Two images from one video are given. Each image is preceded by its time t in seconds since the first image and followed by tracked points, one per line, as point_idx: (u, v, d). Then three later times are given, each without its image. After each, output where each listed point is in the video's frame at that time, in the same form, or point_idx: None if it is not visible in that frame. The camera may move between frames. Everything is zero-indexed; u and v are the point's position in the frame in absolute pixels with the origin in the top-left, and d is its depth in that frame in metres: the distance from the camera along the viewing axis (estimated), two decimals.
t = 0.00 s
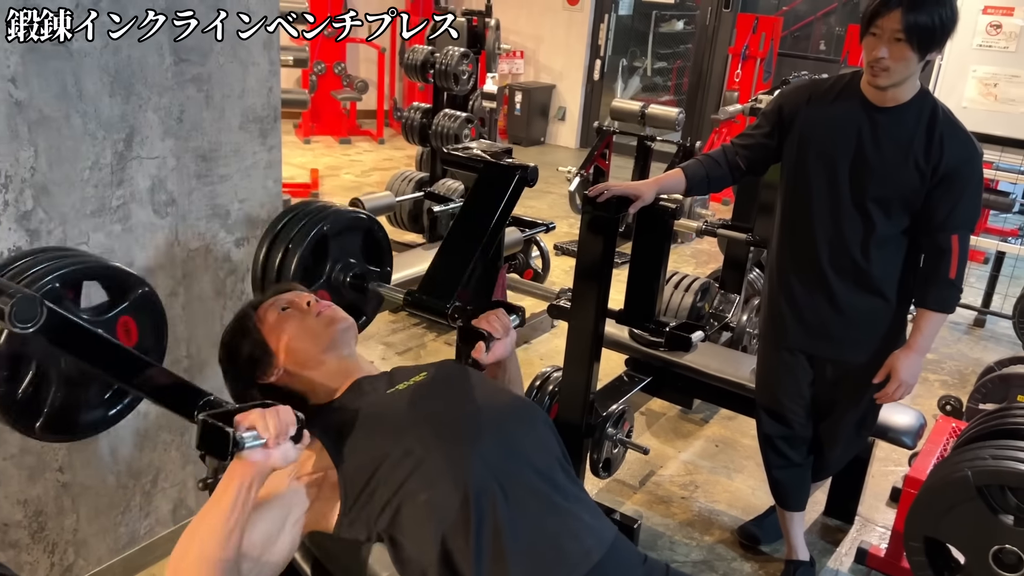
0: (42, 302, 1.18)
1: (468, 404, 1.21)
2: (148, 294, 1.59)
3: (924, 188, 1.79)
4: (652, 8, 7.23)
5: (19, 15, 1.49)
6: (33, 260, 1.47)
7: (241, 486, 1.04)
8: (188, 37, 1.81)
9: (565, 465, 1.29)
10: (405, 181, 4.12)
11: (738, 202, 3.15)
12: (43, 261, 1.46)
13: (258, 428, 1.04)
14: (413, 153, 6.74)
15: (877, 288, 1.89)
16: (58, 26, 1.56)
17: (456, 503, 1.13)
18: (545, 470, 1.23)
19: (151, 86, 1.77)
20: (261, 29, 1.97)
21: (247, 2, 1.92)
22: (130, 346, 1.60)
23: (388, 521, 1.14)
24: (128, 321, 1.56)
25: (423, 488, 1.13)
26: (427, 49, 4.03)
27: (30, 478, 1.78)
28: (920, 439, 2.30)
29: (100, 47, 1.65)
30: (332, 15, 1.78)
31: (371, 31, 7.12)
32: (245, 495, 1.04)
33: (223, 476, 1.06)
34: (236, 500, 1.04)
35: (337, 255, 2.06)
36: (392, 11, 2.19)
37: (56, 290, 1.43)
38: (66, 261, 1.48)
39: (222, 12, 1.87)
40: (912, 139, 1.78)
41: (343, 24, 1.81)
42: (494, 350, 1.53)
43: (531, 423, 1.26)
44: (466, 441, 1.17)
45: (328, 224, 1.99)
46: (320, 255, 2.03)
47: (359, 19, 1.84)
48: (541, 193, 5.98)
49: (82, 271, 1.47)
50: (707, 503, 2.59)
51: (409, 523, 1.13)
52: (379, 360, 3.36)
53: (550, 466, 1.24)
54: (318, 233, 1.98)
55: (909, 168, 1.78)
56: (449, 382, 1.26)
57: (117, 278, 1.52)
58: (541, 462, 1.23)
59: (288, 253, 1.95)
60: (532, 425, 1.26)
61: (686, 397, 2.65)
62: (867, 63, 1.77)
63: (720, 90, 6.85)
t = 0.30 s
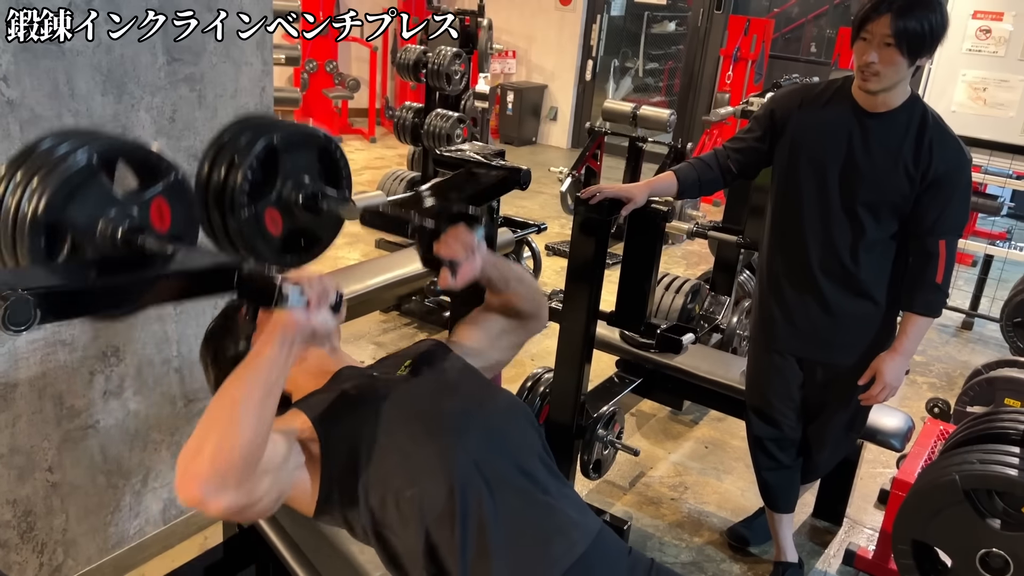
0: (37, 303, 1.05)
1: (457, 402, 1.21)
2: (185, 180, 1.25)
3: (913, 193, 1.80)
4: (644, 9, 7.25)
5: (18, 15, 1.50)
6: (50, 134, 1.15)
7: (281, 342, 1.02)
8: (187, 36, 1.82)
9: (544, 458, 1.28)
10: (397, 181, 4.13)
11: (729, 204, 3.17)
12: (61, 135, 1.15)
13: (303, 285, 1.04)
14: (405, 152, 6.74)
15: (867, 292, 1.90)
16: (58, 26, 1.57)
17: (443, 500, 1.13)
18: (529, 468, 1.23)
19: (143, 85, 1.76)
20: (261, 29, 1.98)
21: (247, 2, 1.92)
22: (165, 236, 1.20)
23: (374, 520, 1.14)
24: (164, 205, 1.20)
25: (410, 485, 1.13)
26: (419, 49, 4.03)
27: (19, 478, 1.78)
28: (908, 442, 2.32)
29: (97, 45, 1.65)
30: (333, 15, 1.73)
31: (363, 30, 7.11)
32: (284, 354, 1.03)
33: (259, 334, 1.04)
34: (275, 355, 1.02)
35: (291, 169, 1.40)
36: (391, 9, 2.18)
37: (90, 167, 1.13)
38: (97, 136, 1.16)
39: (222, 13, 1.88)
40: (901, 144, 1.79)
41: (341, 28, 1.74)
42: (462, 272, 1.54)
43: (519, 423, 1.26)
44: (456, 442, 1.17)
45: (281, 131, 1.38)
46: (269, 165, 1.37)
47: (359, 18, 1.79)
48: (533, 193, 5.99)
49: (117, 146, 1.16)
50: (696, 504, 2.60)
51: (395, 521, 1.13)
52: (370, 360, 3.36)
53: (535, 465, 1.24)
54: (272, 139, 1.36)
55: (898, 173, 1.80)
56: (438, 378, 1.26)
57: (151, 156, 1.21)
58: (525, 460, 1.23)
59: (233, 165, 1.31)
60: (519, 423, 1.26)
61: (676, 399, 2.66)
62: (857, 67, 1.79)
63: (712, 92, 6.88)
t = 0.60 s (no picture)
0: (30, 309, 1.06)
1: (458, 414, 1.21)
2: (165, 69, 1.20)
3: (910, 206, 1.82)
4: (642, 18, 7.27)
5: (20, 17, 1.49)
6: None
7: (276, 232, 0.96)
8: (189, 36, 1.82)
9: (550, 478, 1.29)
10: (395, 187, 4.14)
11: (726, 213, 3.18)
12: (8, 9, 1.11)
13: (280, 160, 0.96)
14: (402, 158, 6.75)
15: (863, 304, 1.91)
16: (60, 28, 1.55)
17: (447, 517, 1.13)
18: (531, 485, 1.24)
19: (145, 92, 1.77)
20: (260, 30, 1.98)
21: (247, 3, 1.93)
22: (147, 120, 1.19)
23: (376, 531, 1.14)
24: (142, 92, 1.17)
25: (413, 498, 1.13)
26: (418, 56, 4.04)
27: (15, 485, 1.77)
28: (902, 453, 2.32)
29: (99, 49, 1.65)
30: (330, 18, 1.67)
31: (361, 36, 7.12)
32: (284, 248, 0.97)
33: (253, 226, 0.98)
34: (275, 248, 0.96)
35: (311, 64, 1.59)
36: (391, 12, 2.18)
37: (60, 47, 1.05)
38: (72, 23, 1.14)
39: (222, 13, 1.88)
40: (898, 158, 1.80)
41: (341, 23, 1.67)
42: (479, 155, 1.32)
43: (520, 435, 1.27)
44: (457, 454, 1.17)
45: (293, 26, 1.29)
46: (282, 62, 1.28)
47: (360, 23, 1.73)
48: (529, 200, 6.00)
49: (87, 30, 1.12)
50: (691, 514, 2.61)
51: (397, 533, 1.14)
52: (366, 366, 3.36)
53: (536, 479, 1.25)
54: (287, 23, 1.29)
55: (895, 187, 1.81)
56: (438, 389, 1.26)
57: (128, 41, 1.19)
58: (528, 475, 1.24)
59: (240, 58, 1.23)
60: (520, 435, 1.26)
61: (671, 408, 2.67)
62: (855, 81, 1.80)
63: (708, 101, 6.91)
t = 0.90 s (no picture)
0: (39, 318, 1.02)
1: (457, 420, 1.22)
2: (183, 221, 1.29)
3: (909, 213, 1.82)
4: (641, 21, 7.28)
5: (19, 15, 1.49)
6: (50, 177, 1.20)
7: (274, 397, 1.02)
8: (187, 36, 1.82)
9: (552, 482, 1.30)
10: (394, 189, 4.14)
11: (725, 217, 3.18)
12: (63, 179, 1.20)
13: (298, 341, 1.08)
14: (400, 160, 6.75)
15: (862, 310, 1.91)
16: (58, 26, 1.56)
17: (447, 522, 1.13)
18: (534, 490, 1.24)
19: (145, 94, 1.77)
20: (260, 29, 1.97)
21: (248, 2, 1.92)
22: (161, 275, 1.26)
23: (376, 536, 1.14)
24: (161, 246, 1.25)
25: (411, 505, 1.13)
26: (418, 58, 4.03)
27: (11, 485, 1.77)
28: (899, 459, 2.33)
29: (97, 49, 1.65)
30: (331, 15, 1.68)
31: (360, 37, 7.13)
32: (278, 409, 1.02)
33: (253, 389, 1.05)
34: (268, 412, 1.02)
35: (303, 215, 1.58)
36: (392, 11, 2.17)
37: (90, 213, 1.17)
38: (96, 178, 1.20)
39: (222, 12, 1.88)
40: (897, 164, 1.81)
41: (342, 25, 1.69)
42: (466, 324, 1.54)
43: (520, 441, 1.27)
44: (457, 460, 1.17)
45: (291, 177, 1.52)
46: (279, 212, 1.51)
47: (358, 19, 1.73)
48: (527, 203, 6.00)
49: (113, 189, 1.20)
50: (688, 518, 2.61)
51: (395, 538, 1.13)
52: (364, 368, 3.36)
53: (539, 485, 1.26)
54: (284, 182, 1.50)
55: (895, 193, 1.81)
56: (439, 396, 1.26)
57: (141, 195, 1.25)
58: (530, 481, 1.24)
59: (243, 209, 1.43)
60: (521, 442, 1.26)
61: (668, 412, 2.67)
62: (855, 88, 1.80)
63: (707, 105, 6.92)
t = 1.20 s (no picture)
0: (47, 317, 1.03)
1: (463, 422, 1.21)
2: (165, 268, 1.56)
3: (913, 217, 1.82)
4: (643, 24, 7.29)
5: (19, 15, 1.48)
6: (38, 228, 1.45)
7: (258, 460, 1.04)
8: (188, 36, 1.81)
9: (553, 481, 1.29)
10: (395, 190, 4.13)
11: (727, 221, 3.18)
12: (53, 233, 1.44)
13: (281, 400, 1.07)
14: (402, 161, 6.76)
15: (866, 315, 1.91)
16: (58, 26, 1.55)
17: (452, 524, 1.13)
18: (538, 493, 1.24)
19: (149, 94, 1.77)
20: (261, 29, 1.96)
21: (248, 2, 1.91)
22: (146, 321, 1.55)
23: (381, 542, 1.13)
24: (144, 294, 1.53)
25: (418, 508, 1.13)
26: (420, 60, 4.03)
27: (13, 485, 1.77)
28: (901, 464, 2.32)
29: (99, 48, 1.64)
30: (332, 14, 1.66)
31: (363, 38, 7.13)
32: (262, 471, 1.03)
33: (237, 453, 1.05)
34: (251, 478, 1.02)
35: (323, 253, 1.88)
36: (394, 12, 2.16)
37: (73, 264, 1.40)
38: (80, 234, 1.44)
39: (222, 12, 1.87)
40: (902, 168, 1.81)
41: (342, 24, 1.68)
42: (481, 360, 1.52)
43: (524, 444, 1.26)
44: (462, 462, 1.17)
45: (316, 219, 1.83)
46: (303, 250, 1.85)
47: (359, 19, 1.72)
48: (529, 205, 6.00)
49: (100, 244, 1.44)
50: (689, 522, 2.60)
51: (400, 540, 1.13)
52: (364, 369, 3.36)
53: (544, 488, 1.25)
54: (306, 225, 1.81)
55: (899, 198, 1.81)
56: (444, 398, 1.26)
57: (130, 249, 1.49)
58: (535, 485, 1.24)
59: (268, 249, 1.79)
60: (525, 445, 1.26)
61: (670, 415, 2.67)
62: (859, 92, 1.80)
63: (709, 109, 6.92)
